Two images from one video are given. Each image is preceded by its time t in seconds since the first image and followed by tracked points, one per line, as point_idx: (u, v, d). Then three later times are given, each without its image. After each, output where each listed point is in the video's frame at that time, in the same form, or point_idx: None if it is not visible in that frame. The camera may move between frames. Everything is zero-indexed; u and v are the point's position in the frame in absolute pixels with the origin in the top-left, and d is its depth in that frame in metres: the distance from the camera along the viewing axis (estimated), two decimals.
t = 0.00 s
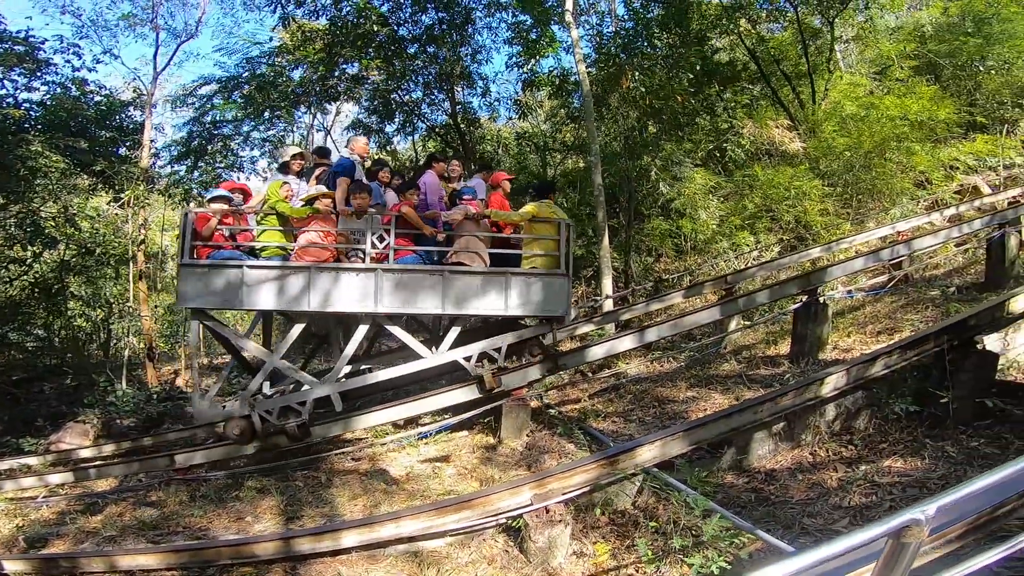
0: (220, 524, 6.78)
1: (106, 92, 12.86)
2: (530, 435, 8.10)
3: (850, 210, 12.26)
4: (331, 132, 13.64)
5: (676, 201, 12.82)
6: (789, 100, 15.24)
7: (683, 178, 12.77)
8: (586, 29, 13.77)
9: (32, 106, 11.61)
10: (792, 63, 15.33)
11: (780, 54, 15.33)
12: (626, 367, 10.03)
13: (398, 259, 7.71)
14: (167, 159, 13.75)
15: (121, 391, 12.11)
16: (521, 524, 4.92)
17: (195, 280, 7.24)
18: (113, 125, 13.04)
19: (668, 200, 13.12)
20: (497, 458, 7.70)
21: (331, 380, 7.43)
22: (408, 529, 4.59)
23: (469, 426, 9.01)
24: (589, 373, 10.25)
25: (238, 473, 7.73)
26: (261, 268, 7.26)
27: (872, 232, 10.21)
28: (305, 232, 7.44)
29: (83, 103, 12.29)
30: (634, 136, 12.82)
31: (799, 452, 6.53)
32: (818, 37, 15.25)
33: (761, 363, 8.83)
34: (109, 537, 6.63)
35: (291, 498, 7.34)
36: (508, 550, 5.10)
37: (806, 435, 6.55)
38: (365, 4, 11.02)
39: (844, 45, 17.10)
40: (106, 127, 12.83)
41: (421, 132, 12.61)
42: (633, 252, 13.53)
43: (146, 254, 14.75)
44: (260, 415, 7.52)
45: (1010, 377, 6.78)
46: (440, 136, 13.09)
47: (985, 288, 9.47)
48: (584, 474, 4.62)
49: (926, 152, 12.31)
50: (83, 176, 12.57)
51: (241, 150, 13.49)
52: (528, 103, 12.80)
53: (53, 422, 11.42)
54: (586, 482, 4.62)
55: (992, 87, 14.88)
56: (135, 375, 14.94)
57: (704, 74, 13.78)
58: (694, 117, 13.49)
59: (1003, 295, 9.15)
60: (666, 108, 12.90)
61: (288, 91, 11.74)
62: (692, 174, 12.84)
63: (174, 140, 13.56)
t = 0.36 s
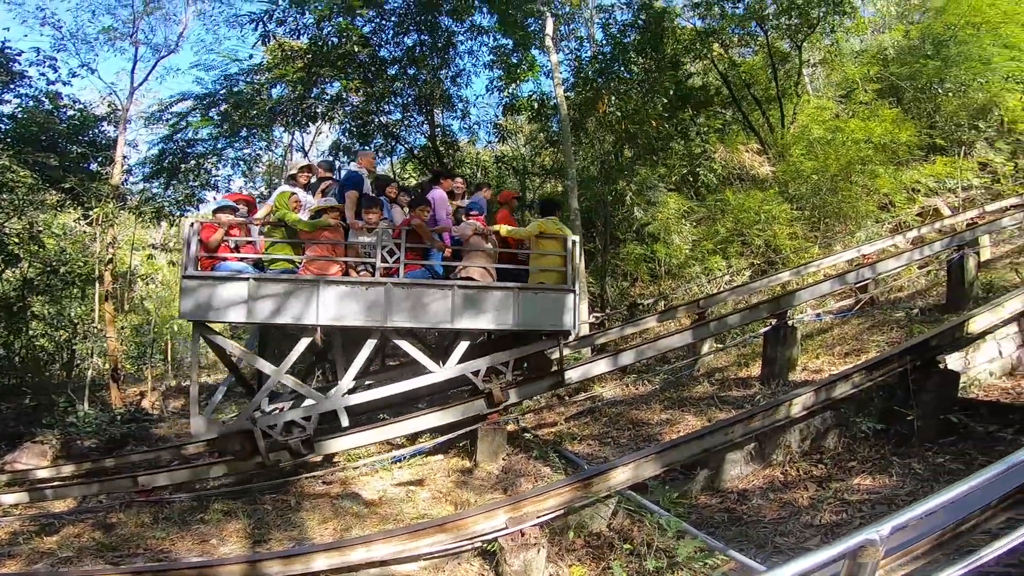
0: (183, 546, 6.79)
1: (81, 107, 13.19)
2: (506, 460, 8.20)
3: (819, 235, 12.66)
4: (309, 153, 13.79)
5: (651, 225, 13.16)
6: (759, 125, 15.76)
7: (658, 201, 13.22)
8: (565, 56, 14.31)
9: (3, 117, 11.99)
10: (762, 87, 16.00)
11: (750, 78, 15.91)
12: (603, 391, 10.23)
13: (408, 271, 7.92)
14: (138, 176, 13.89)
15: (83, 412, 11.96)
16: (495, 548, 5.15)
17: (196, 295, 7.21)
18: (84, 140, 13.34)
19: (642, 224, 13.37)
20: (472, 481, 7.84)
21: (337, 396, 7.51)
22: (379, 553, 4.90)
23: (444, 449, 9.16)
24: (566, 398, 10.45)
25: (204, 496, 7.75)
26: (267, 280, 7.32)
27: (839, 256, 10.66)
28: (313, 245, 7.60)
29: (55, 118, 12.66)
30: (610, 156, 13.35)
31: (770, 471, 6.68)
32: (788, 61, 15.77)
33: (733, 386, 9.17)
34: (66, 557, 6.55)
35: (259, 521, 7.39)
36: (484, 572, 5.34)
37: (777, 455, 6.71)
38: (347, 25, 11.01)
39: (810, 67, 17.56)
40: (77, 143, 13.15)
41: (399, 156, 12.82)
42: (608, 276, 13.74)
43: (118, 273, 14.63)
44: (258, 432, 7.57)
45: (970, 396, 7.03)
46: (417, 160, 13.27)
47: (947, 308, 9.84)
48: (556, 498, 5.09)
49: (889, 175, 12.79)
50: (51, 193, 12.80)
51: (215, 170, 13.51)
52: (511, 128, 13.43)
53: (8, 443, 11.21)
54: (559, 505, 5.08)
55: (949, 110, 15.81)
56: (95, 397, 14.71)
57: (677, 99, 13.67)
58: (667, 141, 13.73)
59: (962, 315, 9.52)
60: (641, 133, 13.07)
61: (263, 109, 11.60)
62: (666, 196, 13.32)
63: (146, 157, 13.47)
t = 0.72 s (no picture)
0: (122, 571, 6.55)
1: (28, 115, 12.92)
2: (467, 485, 8.26)
3: (769, 262, 13.19)
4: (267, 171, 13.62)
5: (610, 250, 13.34)
6: (713, 153, 16.32)
7: (617, 227, 13.62)
8: (533, 80, 15.44)
9: None
10: (717, 115, 16.37)
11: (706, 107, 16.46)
12: (565, 416, 10.34)
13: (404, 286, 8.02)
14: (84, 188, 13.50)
15: (12, 433, 11.39)
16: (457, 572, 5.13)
17: (183, 307, 7.14)
18: (29, 150, 13.00)
19: (602, 251, 13.64)
20: (433, 507, 7.81)
21: (330, 411, 7.44)
22: None
23: (403, 474, 9.08)
24: (528, 423, 10.52)
25: (147, 520, 7.48)
26: (256, 293, 7.26)
27: (787, 283, 11.11)
28: (307, 259, 7.56)
29: None
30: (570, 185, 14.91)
31: (726, 491, 6.86)
32: (743, 90, 16.19)
33: (689, 409, 9.40)
34: None
35: (205, 547, 7.16)
36: None
37: (732, 474, 6.91)
38: (314, 44, 10.86)
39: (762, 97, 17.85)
40: (21, 151, 12.81)
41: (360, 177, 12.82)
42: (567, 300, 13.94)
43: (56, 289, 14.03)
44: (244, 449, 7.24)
45: (910, 416, 7.38)
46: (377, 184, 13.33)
47: (886, 333, 10.32)
48: (518, 523, 5.48)
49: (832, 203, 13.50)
50: None
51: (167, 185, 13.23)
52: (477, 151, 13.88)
53: None
54: (522, 530, 5.45)
55: (888, 138, 16.92)
56: (27, 418, 14.01)
57: (637, 126, 15.59)
58: (626, 167, 15.22)
59: (900, 340, 10.01)
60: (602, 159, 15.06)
61: (222, 124, 11.41)
62: (624, 223, 13.68)
63: (94, 171, 13.10)
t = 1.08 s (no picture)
0: None
1: None
2: (444, 492, 8.27)
3: (741, 269, 13.44)
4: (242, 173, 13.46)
5: (586, 257, 13.51)
6: (689, 161, 16.56)
7: (595, 236, 13.79)
8: (515, 87, 15.47)
9: None
10: (693, 124, 16.67)
11: (683, 115, 16.67)
12: (542, 422, 10.41)
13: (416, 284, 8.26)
14: (50, 188, 13.16)
15: None
16: None
17: (198, 301, 7.09)
18: None
19: (580, 258, 13.79)
20: (410, 514, 7.81)
21: (345, 408, 7.61)
22: None
23: (379, 480, 9.04)
24: (505, 429, 10.56)
25: (115, 528, 7.34)
26: (272, 288, 7.33)
27: (758, 291, 11.33)
28: (320, 255, 7.70)
29: None
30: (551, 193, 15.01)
31: (702, 495, 6.98)
32: (717, 99, 16.54)
33: (664, 415, 9.54)
34: None
35: (176, 554, 7.04)
36: None
37: (707, 478, 7.04)
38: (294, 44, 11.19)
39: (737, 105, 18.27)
40: None
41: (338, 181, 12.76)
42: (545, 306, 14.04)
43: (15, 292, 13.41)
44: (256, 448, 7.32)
45: (875, 421, 7.54)
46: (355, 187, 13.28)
47: (853, 340, 10.60)
48: (499, 529, 5.72)
49: (802, 213, 13.90)
50: None
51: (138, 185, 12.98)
52: (455, 156, 13.91)
53: None
54: (502, 536, 5.71)
55: (856, 147, 17.41)
56: None
57: (614, 134, 15.84)
58: (604, 174, 15.57)
59: (865, 347, 10.28)
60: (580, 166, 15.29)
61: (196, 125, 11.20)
62: (601, 232, 13.85)
63: (59, 170, 12.78)
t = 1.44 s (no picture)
0: None
1: None
2: (422, 494, 8.26)
3: (718, 271, 13.59)
4: (216, 171, 13.22)
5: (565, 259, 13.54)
6: (667, 165, 16.63)
7: (573, 238, 13.84)
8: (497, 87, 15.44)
9: None
10: (672, 128, 16.79)
11: (663, 119, 16.73)
12: (520, 424, 10.41)
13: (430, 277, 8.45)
14: (15, 184, 12.77)
15: None
16: None
17: (212, 291, 7.14)
18: None
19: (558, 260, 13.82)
20: (388, 517, 7.78)
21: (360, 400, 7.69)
22: None
23: (356, 482, 8.96)
24: (483, 430, 10.55)
25: (83, 532, 7.17)
26: (284, 279, 7.39)
27: (734, 294, 11.44)
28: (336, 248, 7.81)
29: None
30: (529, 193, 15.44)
31: (678, 496, 7.03)
32: (697, 104, 16.60)
33: (642, 416, 9.60)
34: None
35: (145, 558, 6.90)
36: None
37: (683, 480, 7.10)
38: (271, 42, 11.01)
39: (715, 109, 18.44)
40: None
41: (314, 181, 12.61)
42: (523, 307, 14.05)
43: None
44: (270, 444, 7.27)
45: (847, 422, 7.65)
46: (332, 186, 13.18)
47: (826, 342, 10.77)
48: (478, 532, 5.63)
49: (776, 217, 14.13)
50: None
51: (106, 182, 12.67)
52: (434, 157, 13.84)
53: None
54: (482, 539, 5.62)
55: (831, 153, 17.73)
56: None
57: (596, 137, 15.96)
58: (585, 178, 15.91)
59: (837, 349, 10.45)
60: (561, 169, 15.68)
61: (169, 122, 10.97)
62: (580, 234, 13.91)
63: (26, 165, 12.41)
